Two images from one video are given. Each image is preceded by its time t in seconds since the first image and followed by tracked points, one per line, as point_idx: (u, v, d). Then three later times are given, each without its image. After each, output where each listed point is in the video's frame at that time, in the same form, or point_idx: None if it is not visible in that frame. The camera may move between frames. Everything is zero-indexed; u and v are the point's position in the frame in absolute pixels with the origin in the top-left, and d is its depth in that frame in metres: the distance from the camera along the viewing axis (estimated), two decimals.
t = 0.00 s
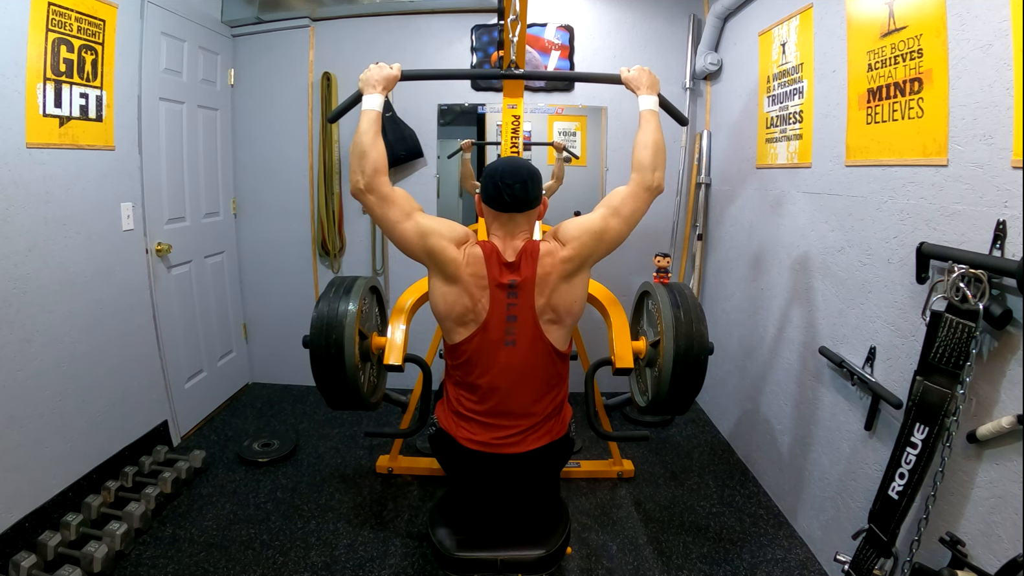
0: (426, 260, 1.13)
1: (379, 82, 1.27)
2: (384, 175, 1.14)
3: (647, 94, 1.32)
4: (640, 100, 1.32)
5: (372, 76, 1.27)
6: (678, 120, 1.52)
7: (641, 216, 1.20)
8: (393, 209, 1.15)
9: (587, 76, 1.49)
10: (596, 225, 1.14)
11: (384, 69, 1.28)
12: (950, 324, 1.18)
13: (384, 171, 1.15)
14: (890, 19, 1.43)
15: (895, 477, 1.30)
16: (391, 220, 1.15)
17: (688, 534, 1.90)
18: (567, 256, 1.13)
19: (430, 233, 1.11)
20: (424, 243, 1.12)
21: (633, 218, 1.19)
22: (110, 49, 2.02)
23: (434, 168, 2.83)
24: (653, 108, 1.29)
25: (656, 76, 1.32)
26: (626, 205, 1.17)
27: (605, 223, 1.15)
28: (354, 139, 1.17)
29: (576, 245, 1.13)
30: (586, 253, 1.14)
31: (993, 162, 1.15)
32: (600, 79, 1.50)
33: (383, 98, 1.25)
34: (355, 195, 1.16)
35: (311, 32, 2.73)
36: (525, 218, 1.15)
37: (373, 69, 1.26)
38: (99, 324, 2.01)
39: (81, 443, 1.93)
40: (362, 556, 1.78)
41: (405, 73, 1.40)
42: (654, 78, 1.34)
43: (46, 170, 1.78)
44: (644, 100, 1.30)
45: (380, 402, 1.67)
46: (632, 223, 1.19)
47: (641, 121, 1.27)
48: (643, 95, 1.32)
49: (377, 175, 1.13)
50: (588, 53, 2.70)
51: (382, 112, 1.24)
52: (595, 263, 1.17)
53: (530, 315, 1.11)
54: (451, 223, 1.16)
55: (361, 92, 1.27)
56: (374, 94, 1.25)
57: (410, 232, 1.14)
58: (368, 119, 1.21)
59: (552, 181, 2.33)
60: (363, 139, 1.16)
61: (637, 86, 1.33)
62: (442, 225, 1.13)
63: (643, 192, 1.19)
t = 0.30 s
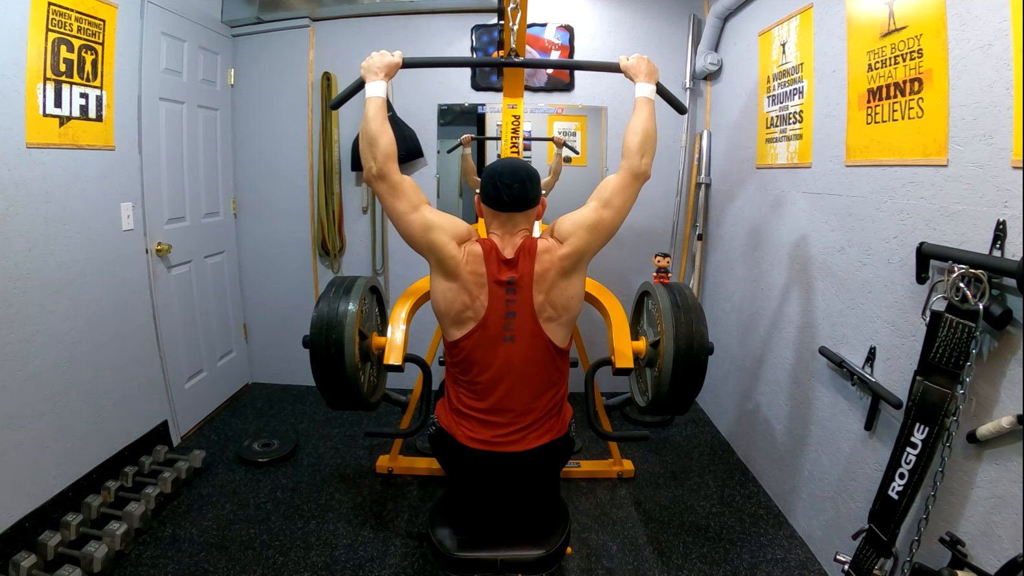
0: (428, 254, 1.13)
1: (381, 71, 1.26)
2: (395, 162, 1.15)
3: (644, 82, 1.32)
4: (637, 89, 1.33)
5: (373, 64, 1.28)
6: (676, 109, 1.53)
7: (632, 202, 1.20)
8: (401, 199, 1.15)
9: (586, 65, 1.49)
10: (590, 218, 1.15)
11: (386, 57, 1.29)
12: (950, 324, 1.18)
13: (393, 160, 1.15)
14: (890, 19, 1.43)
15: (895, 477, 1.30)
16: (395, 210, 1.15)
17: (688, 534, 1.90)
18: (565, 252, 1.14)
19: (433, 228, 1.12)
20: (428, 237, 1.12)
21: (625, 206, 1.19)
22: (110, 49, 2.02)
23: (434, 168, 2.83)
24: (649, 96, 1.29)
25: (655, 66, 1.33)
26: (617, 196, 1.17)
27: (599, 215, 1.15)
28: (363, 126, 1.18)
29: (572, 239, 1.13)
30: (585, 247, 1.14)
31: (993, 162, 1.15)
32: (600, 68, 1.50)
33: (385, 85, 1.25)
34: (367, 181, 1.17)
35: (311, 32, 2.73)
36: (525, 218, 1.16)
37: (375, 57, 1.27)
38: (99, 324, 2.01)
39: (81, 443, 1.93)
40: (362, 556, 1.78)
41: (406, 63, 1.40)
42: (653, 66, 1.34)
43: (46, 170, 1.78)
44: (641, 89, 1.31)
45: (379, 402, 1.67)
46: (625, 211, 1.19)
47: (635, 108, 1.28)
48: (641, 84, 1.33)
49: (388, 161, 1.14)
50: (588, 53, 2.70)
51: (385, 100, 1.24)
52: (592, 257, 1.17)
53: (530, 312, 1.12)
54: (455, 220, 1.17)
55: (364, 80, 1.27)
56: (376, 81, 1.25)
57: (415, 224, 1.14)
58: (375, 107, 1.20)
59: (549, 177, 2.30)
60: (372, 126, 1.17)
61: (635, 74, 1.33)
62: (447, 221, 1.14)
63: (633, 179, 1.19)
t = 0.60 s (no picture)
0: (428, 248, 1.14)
1: (382, 61, 1.27)
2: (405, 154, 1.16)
3: (641, 74, 1.32)
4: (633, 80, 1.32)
5: (373, 53, 1.27)
6: (675, 101, 1.52)
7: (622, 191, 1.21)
8: (409, 190, 1.16)
9: (586, 57, 1.49)
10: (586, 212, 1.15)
11: (387, 47, 1.29)
12: (950, 324, 1.18)
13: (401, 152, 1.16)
14: (890, 19, 1.43)
15: (895, 477, 1.30)
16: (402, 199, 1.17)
17: (688, 534, 1.90)
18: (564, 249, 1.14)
19: (435, 223, 1.13)
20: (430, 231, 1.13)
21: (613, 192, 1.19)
22: (110, 49, 2.02)
23: (434, 168, 2.83)
24: (644, 88, 1.29)
25: (654, 56, 1.33)
26: (605, 185, 1.18)
27: (594, 209, 1.16)
28: (370, 115, 1.19)
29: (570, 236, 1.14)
30: (583, 244, 1.15)
31: (993, 162, 1.15)
32: (599, 59, 1.50)
33: (387, 74, 1.25)
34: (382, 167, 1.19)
35: (311, 32, 2.73)
36: (524, 217, 1.16)
37: (376, 46, 1.27)
38: (99, 324, 2.01)
39: (81, 443, 1.93)
40: (362, 556, 1.78)
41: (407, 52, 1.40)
42: (651, 58, 1.34)
43: (46, 170, 1.78)
44: (636, 80, 1.31)
45: (379, 402, 1.67)
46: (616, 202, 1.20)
47: (628, 100, 1.28)
48: (637, 75, 1.33)
49: (398, 152, 1.15)
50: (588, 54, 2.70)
51: (389, 89, 1.24)
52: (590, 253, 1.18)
53: (530, 312, 1.12)
54: (458, 217, 1.17)
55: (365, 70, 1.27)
56: (377, 70, 1.25)
57: (418, 217, 1.15)
58: (379, 96, 1.21)
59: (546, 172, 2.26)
60: (380, 117, 1.18)
61: (632, 66, 1.33)
62: (451, 217, 1.14)
63: (622, 170, 1.20)
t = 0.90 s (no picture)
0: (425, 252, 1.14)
1: (380, 68, 1.26)
2: (392, 159, 1.15)
3: (647, 83, 1.30)
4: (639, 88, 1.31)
5: (373, 61, 1.27)
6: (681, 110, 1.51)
7: (635, 205, 1.19)
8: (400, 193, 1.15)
9: (588, 65, 1.48)
10: (594, 219, 1.14)
11: (386, 55, 1.27)
12: (950, 324, 1.18)
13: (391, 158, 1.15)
14: (890, 19, 1.43)
15: (895, 477, 1.30)
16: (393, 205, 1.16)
17: (688, 534, 1.90)
18: (567, 253, 1.14)
19: (429, 226, 1.12)
20: (423, 235, 1.13)
21: (622, 193, 1.17)
22: (110, 49, 2.02)
23: (434, 168, 2.83)
24: (650, 97, 1.27)
25: (658, 65, 1.31)
26: (619, 194, 1.17)
27: (602, 217, 1.15)
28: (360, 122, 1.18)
29: (575, 242, 1.13)
30: (587, 249, 1.14)
31: (993, 162, 1.15)
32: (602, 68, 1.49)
33: (385, 83, 1.25)
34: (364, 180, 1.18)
35: (311, 32, 2.73)
36: (524, 219, 1.14)
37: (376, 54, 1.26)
38: (99, 324, 2.01)
39: (81, 443, 1.93)
40: (362, 556, 1.78)
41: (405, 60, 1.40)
42: (655, 65, 1.32)
43: (46, 170, 1.78)
44: (643, 90, 1.29)
45: (379, 402, 1.67)
46: (628, 213, 1.18)
47: (637, 109, 1.26)
48: (643, 84, 1.31)
49: (383, 158, 1.14)
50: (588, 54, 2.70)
51: (384, 97, 1.24)
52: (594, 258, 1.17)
53: (530, 315, 1.12)
54: (452, 218, 1.16)
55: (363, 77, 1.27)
56: (376, 77, 1.24)
57: (410, 221, 1.14)
58: (372, 103, 1.21)
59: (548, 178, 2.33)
60: (369, 123, 1.17)
61: (637, 74, 1.32)
62: (443, 220, 1.13)
63: (637, 183, 1.18)
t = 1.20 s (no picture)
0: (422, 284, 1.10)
1: (373, 150, 1.15)
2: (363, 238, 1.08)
3: (652, 161, 1.21)
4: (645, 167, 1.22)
5: (366, 142, 1.15)
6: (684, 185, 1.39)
7: (653, 277, 1.13)
8: (373, 252, 1.08)
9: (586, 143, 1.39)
10: (607, 257, 1.11)
11: (378, 136, 1.15)
12: (950, 324, 1.18)
13: (359, 231, 1.08)
14: (890, 19, 1.43)
15: (895, 477, 1.30)
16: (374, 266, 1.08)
17: (688, 534, 1.90)
18: (568, 275, 1.11)
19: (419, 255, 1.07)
20: (414, 270, 1.08)
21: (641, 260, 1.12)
22: (110, 49, 2.02)
23: (434, 168, 2.83)
24: (661, 177, 1.17)
25: (662, 143, 1.22)
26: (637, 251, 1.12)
27: (614, 261, 1.11)
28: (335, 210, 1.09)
29: (579, 269, 1.11)
30: (591, 279, 1.11)
31: (992, 162, 1.15)
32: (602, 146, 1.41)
33: (374, 167, 1.14)
34: (332, 264, 1.09)
35: (311, 32, 2.73)
36: (525, 227, 1.12)
37: (367, 134, 1.14)
38: (99, 325, 2.01)
39: (81, 443, 1.93)
40: (362, 556, 1.78)
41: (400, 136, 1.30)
42: (659, 141, 1.23)
43: (46, 170, 1.78)
44: (650, 168, 1.19)
45: (379, 402, 1.67)
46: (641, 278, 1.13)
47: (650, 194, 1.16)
48: (648, 163, 1.22)
49: (353, 238, 1.07)
50: (588, 54, 2.70)
51: (371, 180, 1.14)
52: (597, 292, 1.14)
53: (529, 325, 1.10)
54: (435, 240, 1.12)
55: (354, 158, 1.16)
56: (365, 161, 1.13)
57: (395, 271, 1.09)
58: (354, 186, 1.11)
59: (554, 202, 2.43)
60: (343, 208, 1.09)
61: (640, 152, 1.23)
62: (428, 244, 1.09)
63: (661, 256, 1.12)
